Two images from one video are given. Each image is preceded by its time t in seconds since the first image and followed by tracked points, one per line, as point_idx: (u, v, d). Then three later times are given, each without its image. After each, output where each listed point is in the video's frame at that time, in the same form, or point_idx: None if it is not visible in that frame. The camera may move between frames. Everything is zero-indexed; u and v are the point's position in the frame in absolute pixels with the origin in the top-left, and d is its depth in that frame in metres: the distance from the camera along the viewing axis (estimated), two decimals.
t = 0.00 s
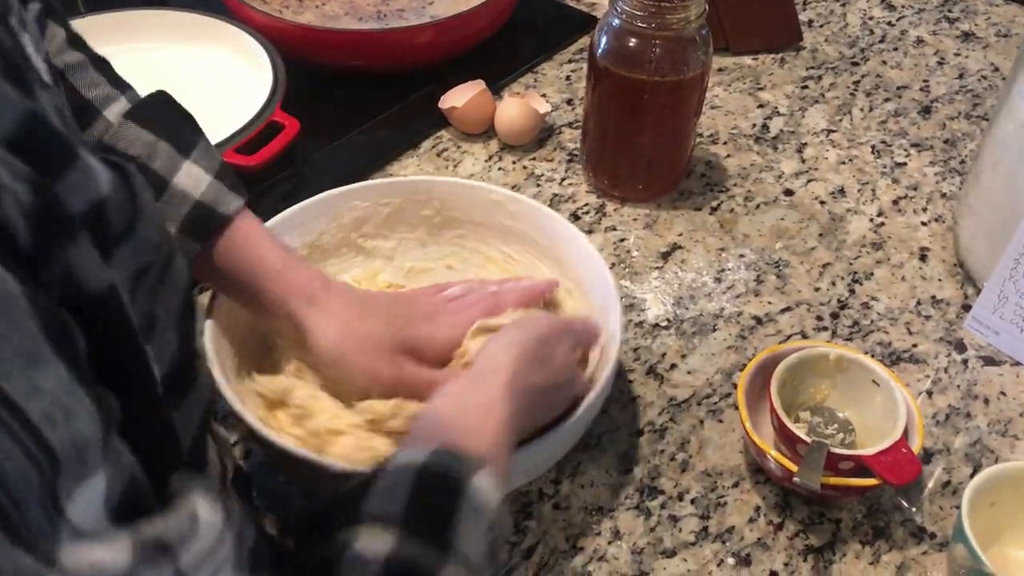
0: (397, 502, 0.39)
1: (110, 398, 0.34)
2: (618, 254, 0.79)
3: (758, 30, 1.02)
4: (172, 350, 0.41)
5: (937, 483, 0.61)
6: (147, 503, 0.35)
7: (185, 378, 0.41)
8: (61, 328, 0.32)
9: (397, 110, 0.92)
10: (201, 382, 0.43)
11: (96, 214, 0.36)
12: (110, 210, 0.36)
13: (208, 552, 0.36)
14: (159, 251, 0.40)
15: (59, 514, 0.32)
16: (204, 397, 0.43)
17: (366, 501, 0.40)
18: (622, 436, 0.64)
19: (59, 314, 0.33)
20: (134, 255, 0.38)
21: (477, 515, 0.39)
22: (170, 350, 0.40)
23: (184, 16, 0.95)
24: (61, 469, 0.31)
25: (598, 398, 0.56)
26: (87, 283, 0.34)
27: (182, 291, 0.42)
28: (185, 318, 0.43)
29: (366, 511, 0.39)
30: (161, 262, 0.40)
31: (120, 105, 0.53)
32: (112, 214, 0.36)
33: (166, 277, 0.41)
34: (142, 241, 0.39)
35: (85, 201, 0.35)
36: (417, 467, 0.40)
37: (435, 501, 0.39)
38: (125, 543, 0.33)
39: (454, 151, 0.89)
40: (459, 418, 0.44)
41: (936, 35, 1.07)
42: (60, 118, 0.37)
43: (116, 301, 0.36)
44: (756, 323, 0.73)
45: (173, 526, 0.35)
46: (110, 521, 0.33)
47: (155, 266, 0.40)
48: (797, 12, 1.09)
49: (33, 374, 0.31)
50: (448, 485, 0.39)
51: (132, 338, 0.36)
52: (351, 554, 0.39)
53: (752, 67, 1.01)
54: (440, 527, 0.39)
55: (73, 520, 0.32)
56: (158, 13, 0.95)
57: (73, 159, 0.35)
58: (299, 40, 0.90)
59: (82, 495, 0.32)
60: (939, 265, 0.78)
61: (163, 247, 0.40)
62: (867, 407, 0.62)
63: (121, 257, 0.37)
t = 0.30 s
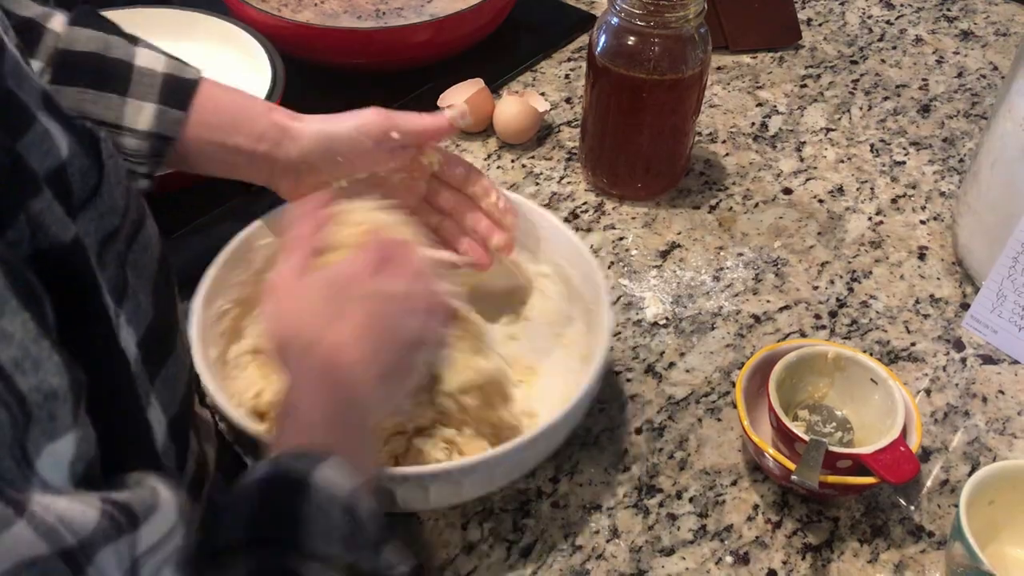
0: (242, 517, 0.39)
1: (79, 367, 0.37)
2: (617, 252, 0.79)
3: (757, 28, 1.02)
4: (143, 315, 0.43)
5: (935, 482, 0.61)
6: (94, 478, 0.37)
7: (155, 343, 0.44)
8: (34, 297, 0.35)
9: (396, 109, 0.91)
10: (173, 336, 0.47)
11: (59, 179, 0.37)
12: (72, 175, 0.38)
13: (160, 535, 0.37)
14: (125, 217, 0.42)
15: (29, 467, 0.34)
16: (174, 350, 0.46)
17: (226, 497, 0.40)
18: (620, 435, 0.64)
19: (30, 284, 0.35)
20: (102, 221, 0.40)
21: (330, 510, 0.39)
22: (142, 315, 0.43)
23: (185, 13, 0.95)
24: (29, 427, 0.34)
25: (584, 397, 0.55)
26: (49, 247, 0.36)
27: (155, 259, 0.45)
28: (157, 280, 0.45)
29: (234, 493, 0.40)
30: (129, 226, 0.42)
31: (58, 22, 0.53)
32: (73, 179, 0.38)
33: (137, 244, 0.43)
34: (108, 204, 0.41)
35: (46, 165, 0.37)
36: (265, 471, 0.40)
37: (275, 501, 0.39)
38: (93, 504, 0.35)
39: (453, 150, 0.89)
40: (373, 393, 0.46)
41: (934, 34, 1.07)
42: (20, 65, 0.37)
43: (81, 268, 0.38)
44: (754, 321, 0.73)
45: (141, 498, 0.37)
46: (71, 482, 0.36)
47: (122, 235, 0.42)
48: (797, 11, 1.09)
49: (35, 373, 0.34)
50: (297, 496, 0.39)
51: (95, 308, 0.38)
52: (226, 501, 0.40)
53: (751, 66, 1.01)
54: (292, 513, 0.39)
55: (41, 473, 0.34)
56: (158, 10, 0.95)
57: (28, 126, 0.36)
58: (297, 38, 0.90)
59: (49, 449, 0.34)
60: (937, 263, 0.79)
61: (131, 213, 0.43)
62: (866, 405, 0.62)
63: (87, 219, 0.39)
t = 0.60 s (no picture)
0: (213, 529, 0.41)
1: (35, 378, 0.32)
2: (614, 251, 0.79)
3: (754, 27, 1.02)
4: (124, 340, 0.37)
5: (933, 480, 0.61)
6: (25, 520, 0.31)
7: (136, 364, 0.37)
8: None
9: (395, 108, 0.91)
10: (164, 362, 0.40)
11: (42, 200, 0.32)
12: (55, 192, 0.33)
13: None
14: (113, 233, 0.37)
15: None
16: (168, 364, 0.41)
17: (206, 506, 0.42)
18: (618, 433, 0.64)
19: None
20: (92, 222, 0.35)
21: (302, 533, 0.41)
22: (122, 336, 0.37)
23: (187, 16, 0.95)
24: None
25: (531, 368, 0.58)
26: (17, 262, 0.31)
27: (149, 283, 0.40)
28: (146, 310, 0.39)
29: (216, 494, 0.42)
30: (120, 238, 0.38)
31: (121, 49, 0.53)
32: (58, 196, 0.33)
33: (128, 254, 0.38)
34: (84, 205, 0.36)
35: (25, 186, 0.31)
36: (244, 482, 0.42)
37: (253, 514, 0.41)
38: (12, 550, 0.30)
39: (451, 149, 0.89)
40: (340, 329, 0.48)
41: (932, 32, 1.07)
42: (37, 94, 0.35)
43: (44, 285, 0.32)
44: (752, 320, 0.73)
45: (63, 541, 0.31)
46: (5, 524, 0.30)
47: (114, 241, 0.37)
48: (794, 10, 1.09)
49: None
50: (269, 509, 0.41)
51: (53, 310, 0.32)
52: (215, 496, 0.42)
53: (749, 65, 1.01)
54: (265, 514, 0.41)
55: None
56: (160, 12, 0.95)
57: (10, 137, 0.31)
58: (295, 37, 0.90)
59: None
60: (935, 261, 0.79)
61: (119, 225, 0.38)
62: (863, 403, 0.62)
63: (63, 244, 0.33)
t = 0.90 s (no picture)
0: (185, 534, 0.38)
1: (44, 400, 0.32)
2: (611, 250, 0.79)
3: (751, 25, 1.02)
4: (150, 363, 0.37)
5: (930, 478, 0.62)
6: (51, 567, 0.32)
7: (158, 389, 0.38)
8: (10, 382, 0.29)
9: (391, 107, 0.91)
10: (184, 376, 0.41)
11: (77, 235, 0.32)
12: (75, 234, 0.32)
13: None
14: (142, 252, 0.36)
15: None
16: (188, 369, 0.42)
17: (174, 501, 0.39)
18: (615, 432, 0.64)
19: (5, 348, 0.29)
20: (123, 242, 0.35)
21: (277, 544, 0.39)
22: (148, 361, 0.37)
23: (180, 15, 0.95)
24: None
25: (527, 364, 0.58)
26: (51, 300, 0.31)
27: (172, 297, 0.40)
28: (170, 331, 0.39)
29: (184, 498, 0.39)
30: (145, 254, 0.37)
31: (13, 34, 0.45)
32: (92, 229, 0.33)
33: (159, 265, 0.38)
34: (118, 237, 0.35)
35: (61, 224, 0.32)
36: (215, 490, 0.39)
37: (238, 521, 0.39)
38: None
39: (448, 148, 0.89)
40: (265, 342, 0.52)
41: (928, 31, 1.07)
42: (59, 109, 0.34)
43: (79, 325, 0.32)
44: (749, 319, 0.73)
45: None
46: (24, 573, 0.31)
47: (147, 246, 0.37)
48: (791, 9, 1.09)
49: None
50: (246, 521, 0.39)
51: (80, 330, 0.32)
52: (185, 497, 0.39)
53: (745, 63, 1.01)
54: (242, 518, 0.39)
55: None
56: (153, 10, 0.95)
57: (53, 178, 0.32)
58: (291, 37, 0.90)
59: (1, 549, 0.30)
60: (931, 260, 0.79)
61: (146, 252, 0.37)
62: (860, 402, 0.62)
63: (94, 274, 0.33)
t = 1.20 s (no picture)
0: (299, 509, 0.38)
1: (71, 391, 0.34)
2: (609, 251, 0.79)
3: (748, 27, 1.02)
4: (158, 360, 0.39)
5: (926, 479, 0.62)
6: (90, 527, 0.33)
7: (166, 387, 0.40)
8: (31, 352, 0.30)
9: (388, 109, 0.92)
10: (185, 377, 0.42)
11: (91, 221, 0.34)
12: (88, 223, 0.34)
13: None
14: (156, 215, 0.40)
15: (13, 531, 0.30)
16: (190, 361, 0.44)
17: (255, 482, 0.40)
18: (612, 433, 0.64)
19: (31, 322, 0.31)
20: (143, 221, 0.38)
21: (384, 516, 0.38)
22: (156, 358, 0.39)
23: (178, 17, 0.95)
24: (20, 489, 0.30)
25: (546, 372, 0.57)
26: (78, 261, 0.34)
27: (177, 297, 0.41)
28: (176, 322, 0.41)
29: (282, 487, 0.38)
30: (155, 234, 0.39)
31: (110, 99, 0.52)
32: (106, 220, 0.35)
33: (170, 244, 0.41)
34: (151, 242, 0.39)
35: (75, 211, 0.33)
36: (323, 471, 0.39)
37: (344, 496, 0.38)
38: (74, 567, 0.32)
39: (445, 150, 0.89)
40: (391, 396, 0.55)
41: (925, 32, 1.07)
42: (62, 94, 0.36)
43: (94, 314, 0.34)
44: (745, 320, 0.73)
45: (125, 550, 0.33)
46: (60, 538, 0.31)
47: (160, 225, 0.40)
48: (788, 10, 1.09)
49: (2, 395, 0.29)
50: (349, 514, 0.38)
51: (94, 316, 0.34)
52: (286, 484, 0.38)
53: (742, 65, 1.01)
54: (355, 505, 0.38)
55: (25, 536, 0.30)
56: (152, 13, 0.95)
57: (68, 164, 0.33)
58: (288, 39, 0.90)
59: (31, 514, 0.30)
60: (928, 261, 0.79)
61: (158, 250, 0.39)
62: (857, 403, 0.62)
63: (108, 267, 0.35)
